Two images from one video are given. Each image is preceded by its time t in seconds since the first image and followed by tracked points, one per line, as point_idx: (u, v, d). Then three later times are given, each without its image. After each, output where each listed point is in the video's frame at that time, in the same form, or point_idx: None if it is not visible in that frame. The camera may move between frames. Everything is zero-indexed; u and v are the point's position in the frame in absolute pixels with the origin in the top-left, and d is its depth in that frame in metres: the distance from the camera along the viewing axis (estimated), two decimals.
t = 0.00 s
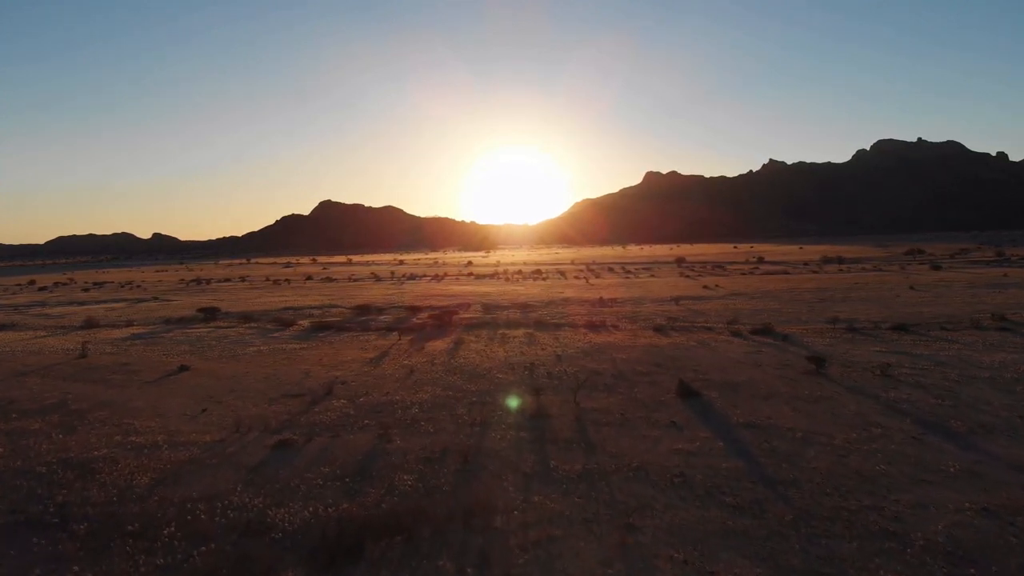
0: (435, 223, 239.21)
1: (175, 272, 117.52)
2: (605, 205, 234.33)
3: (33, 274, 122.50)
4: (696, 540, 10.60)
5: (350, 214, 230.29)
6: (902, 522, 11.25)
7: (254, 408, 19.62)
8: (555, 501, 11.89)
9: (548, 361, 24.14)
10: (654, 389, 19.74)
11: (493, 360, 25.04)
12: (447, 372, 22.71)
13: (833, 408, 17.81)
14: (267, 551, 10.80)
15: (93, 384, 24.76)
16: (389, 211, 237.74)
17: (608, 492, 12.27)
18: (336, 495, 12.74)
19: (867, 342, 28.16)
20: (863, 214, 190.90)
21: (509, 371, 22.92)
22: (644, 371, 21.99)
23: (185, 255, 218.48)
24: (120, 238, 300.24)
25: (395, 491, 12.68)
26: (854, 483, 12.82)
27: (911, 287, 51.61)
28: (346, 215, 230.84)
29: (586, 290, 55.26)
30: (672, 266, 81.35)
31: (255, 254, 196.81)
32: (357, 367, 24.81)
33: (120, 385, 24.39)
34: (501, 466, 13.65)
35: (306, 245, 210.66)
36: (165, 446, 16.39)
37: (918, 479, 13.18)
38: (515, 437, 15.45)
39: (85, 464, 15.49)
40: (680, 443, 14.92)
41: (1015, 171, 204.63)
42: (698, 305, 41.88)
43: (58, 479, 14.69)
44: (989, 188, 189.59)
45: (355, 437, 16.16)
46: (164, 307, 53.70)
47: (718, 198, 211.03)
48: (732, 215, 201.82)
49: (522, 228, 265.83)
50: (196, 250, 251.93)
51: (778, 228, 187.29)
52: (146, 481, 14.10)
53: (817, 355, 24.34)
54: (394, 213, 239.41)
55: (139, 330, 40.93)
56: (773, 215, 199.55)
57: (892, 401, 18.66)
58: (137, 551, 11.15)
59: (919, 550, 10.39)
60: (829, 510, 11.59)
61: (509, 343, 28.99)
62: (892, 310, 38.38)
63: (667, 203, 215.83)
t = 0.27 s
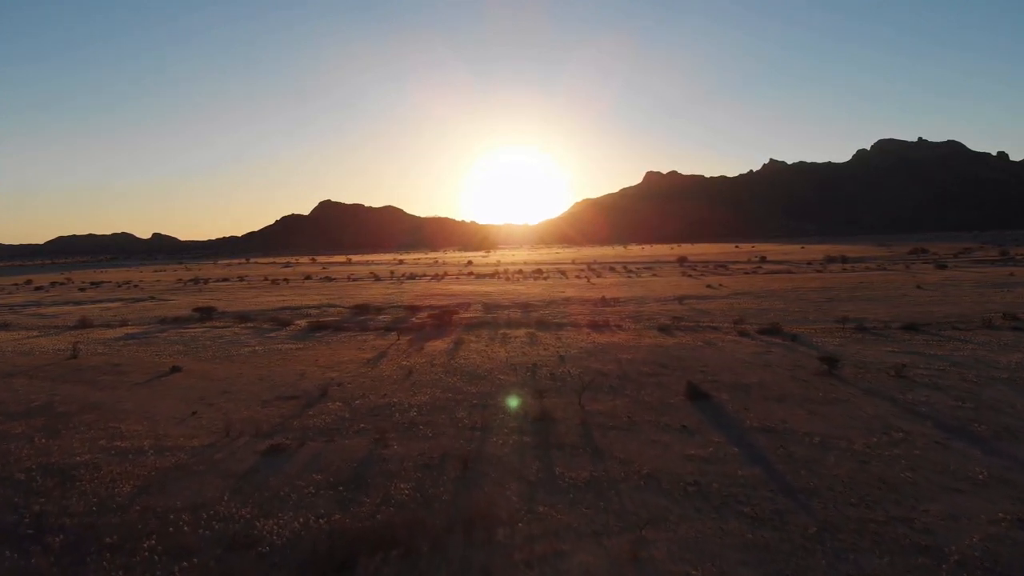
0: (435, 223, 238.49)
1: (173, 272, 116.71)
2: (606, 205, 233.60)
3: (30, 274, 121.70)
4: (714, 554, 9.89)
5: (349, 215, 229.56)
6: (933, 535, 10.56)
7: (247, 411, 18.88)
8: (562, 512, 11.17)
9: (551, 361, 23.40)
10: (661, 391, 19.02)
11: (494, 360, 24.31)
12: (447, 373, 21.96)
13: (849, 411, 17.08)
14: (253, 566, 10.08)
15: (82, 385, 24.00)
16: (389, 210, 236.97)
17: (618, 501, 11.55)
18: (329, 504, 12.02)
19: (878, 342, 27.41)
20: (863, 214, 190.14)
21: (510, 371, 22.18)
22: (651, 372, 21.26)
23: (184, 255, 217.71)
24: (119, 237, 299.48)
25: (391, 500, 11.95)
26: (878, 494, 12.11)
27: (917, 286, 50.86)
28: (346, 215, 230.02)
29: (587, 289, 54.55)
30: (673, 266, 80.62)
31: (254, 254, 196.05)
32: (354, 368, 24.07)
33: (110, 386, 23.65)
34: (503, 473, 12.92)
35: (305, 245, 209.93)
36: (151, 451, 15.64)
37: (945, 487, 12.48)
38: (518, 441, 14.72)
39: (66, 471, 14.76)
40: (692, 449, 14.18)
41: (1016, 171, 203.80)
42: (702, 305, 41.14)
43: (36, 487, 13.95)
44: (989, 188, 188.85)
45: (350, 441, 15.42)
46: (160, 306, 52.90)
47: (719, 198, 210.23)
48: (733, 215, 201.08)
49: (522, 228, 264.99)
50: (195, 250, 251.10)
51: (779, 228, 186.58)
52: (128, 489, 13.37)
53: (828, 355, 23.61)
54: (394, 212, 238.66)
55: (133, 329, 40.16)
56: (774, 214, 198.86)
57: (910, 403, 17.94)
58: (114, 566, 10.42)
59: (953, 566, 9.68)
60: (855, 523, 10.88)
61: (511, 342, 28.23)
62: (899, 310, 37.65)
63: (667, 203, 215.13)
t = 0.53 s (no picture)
0: (435, 223, 237.74)
1: (170, 271, 115.89)
2: (606, 204, 232.82)
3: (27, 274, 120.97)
4: (736, 572, 9.14)
5: (349, 214, 228.77)
6: (971, 550, 9.80)
7: (237, 414, 18.10)
8: (570, 524, 10.41)
9: (554, 362, 22.63)
10: (670, 393, 18.25)
11: (495, 361, 23.55)
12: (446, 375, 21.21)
13: (868, 415, 16.32)
14: None
15: (69, 386, 23.24)
16: (389, 210, 236.26)
17: (629, 513, 10.80)
18: (321, 515, 11.26)
19: (890, 342, 26.63)
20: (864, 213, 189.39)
21: (512, 372, 21.42)
22: (658, 373, 20.50)
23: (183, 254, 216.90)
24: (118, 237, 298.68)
25: (387, 511, 11.19)
26: (907, 505, 11.36)
27: (924, 285, 50.09)
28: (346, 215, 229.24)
29: (589, 289, 53.81)
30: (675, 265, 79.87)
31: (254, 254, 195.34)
32: (350, 369, 23.31)
33: (98, 388, 22.88)
34: (506, 482, 12.16)
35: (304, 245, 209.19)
36: (135, 457, 14.88)
37: (977, 497, 11.72)
38: (522, 447, 13.95)
39: (44, 478, 13.99)
40: (706, 455, 13.42)
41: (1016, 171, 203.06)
42: (707, 304, 40.37)
43: (11, 495, 13.19)
44: (990, 188, 188.15)
45: (344, 446, 14.65)
46: (155, 306, 52.12)
47: (719, 198, 209.51)
48: (734, 215, 200.29)
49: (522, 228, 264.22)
50: (195, 250, 250.41)
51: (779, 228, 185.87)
52: (108, 499, 12.61)
53: (841, 356, 22.84)
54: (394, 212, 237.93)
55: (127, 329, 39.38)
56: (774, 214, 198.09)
57: (930, 406, 17.18)
58: None
59: None
60: (885, 538, 10.14)
61: (512, 343, 27.46)
62: (908, 309, 36.87)
63: (668, 203, 214.39)
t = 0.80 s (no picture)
0: (434, 223, 237.09)
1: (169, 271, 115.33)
2: (606, 204, 232.18)
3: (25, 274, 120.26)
4: None
5: (348, 214, 228.12)
6: (1006, 564, 9.15)
7: (228, 417, 17.44)
8: (577, 537, 9.77)
9: (557, 363, 21.98)
10: (678, 395, 17.60)
11: (496, 362, 22.90)
12: (446, 375, 20.58)
13: (885, 419, 15.67)
14: None
15: (57, 388, 22.58)
16: (388, 210, 235.60)
17: (639, 524, 10.15)
18: (311, 526, 10.62)
19: (901, 342, 26.00)
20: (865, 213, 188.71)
21: (513, 374, 20.77)
22: (664, 374, 19.85)
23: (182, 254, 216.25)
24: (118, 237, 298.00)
25: (381, 523, 10.55)
26: (933, 515, 10.71)
27: (929, 284, 49.50)
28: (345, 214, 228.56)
29: (590, 288, 53.18)
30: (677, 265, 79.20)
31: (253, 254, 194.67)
32: (347, 370, 22.67)
33: (87, 389, 22.23)
34: (508, 490, 11.52)
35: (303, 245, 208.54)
36: (120, 464, 14.23)
37: (1006, 506, 11.07)
38: (524, 452, 13.30)
39: (23, 485, 13.35)
40: (718, 461, 12.77)
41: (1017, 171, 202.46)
42: (711, 303, 39.71)
43: None
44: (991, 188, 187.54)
45: (337, 452, 13.99)
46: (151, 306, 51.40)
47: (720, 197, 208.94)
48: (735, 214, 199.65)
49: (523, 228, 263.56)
50: (194, 250, 249.72)
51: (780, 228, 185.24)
52: (89, 508, 11.96)
53: (852, 357, 22.18)
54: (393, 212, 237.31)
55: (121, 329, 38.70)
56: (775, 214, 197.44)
57: (949, 409, 16.52)
58: None
59: None
60: (913, 551, 9.49)
61: (514, 343, 26.82)
62: (917, 308, 36.21)
63: (668, 203, 213.79)
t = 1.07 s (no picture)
0: (434, 223, 236.25)
1: (167, 271, 114.46)
2: (607, 204, 231.35)
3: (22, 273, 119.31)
4: None
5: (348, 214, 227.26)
6: None
7: (217, 421, 16.66)
8: (586, 554, 9.01)
9: (560, 364, 21.20)
10: (688, 397, 16.82)
11: (497, 362, 22.12)
12: (444, 377, 19.80)
13: (906, 424, 14.90)
14: None
15: (42, 390, 21.78)
16: (388, 210, 234.79)
17: (654, 540, 9.39)
18: (299, 540, 9.85)
19: (915, 342, 25.22)
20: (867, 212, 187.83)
21: (515, 374, 19.99)
22: (673, 375, 19.07)
23: (181, 254, 215.32)
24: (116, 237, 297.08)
25: (374, 537, 9.77)
26: (969, 529, 9.95)
27: (937, 284, 48.69)
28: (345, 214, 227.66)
29: (592, 287, 52.40)
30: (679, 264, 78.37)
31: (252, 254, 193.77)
32: (343, 371, 21.87)
33: (73, 391, 21.42)
34: (511, 501, 10.75)
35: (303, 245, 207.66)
36: (99, 471, 13.44)
37: None
38: (527, 459, 12.52)
39: None
40: (735, 469, 12.02)
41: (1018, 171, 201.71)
42: (716, 303, 38.94)
43: None
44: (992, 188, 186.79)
45: (329, 458, 13.21)
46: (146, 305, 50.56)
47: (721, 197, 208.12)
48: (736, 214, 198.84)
49: (523, 228, 262.66)
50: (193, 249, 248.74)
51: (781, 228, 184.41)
52: (62, 520, 11.17)
53: (866, 358, 21.41)
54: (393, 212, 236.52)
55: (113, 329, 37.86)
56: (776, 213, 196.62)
57: (972, 413, 15.75)
58: None
59: None
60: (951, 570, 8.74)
61: (516, 343, 26.05)
62: (926, 307, 35.44)
63: (669, 202, 212.95)
